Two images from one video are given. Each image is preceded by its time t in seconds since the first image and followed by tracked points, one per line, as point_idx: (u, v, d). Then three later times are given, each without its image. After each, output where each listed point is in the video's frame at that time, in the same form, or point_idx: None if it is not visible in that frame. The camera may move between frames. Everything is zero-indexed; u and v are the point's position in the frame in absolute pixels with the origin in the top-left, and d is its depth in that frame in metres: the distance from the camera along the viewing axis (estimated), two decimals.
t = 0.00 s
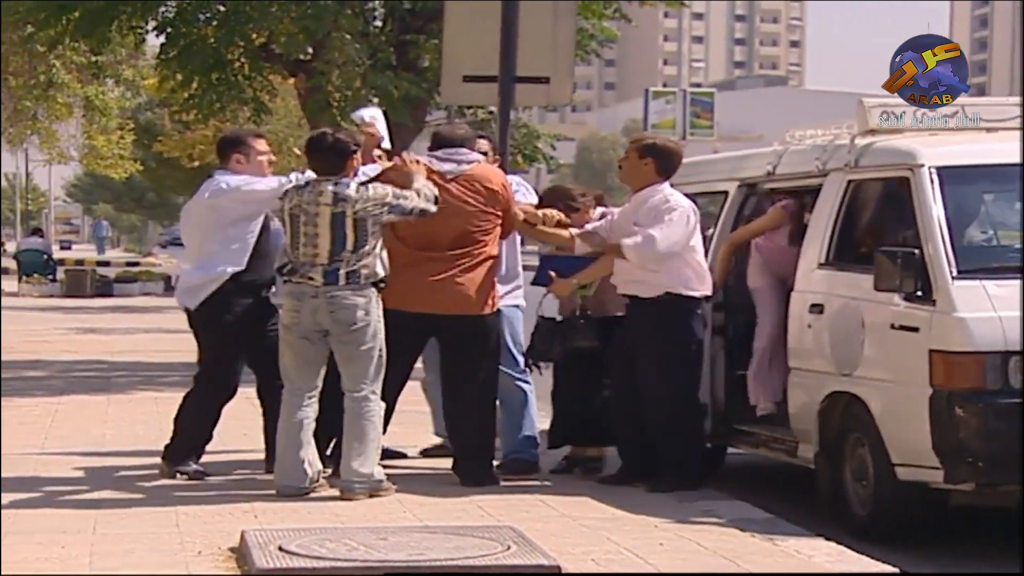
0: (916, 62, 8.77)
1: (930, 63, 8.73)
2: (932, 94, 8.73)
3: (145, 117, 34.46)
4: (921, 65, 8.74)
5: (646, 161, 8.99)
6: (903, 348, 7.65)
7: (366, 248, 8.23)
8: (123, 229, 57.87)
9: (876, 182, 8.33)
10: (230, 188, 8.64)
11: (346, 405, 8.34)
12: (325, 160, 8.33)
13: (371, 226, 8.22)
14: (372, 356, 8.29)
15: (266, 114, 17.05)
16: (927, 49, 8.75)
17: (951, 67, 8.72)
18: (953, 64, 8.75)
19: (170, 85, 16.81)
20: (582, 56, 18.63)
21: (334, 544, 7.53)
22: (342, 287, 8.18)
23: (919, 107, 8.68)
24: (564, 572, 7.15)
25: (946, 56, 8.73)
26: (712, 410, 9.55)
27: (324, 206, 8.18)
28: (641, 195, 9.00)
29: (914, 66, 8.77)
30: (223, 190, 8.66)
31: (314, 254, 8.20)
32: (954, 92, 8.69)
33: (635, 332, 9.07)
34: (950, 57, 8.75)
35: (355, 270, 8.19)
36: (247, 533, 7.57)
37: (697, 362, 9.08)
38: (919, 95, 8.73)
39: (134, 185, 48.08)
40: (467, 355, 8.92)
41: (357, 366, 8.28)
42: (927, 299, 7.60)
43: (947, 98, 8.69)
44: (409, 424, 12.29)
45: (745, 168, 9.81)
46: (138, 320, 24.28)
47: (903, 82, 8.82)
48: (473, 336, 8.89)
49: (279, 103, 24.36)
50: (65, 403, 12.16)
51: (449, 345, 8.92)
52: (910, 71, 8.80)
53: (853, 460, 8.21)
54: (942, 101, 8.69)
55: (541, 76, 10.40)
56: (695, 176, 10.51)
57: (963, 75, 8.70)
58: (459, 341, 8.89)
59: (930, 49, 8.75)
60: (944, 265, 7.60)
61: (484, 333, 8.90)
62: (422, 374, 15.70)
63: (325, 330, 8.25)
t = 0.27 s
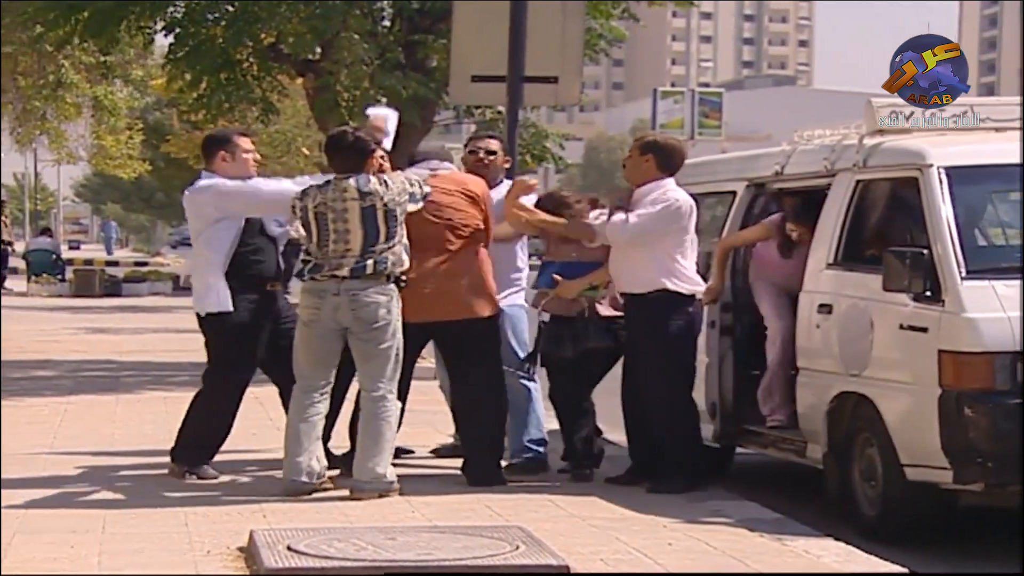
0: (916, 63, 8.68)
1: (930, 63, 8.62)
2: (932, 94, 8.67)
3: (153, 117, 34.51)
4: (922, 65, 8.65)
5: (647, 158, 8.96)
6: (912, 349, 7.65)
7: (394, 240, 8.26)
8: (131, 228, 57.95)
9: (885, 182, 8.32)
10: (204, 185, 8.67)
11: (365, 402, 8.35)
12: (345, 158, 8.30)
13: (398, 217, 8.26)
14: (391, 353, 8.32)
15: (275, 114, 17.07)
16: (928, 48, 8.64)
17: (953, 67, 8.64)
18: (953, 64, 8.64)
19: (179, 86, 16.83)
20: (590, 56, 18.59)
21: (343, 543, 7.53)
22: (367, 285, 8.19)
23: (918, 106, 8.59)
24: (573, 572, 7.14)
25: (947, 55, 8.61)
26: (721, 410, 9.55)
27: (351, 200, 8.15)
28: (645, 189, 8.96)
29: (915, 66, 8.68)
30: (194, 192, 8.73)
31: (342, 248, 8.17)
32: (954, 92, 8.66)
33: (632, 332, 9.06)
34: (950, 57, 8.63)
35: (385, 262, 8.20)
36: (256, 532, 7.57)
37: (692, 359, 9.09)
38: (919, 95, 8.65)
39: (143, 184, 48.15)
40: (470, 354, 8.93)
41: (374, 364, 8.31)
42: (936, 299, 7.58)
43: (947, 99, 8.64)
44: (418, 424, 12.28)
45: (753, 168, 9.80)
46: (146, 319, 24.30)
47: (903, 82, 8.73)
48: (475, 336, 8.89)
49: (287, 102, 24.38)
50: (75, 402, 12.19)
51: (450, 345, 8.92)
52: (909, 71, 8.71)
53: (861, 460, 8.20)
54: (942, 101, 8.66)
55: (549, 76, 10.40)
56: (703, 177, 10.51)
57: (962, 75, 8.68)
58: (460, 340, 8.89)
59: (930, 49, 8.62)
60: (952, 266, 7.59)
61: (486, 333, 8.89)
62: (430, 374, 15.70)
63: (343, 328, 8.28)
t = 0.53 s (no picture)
0: (916, 62, 8.82)
1: (931, 63, 8.78)
2: (932, 94, 8.80)
3: (162, 117, 34.53)
4: (922, 65, 8.79)
5: (669, 158, 8.98)
6: (922, 349, 7.63)
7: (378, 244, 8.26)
8: (140, 228, 57.98)
9: (895, 181, 8.31)
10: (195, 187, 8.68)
11: (366, 405, 8.32)
12: (321, 160, 8.31)
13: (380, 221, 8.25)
14: (387, 353, 8.32)
15: (284, 114, 17.07)
16: (929, 49, 8.79)
17: (953, 67, 8.81)
18: (954, 64, 8.82)
19: (189, 85, 16.83)
20: (598, 56, 18.57)
21: (352, 543, 7.54)
22: (359, 289, 8.20)
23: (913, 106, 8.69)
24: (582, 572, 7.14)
25: (947, 55, 8.78)
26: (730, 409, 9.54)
27: (332, 206, 8.15)
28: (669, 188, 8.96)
29: (915, 66, 8.81)
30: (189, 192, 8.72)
31: (330, 254, 8.17)
32: (954, 92, 8.78)
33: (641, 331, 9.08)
34: (950, 57, 8.80)
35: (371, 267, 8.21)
36: (266, 532, 7.58)
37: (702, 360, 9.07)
38: (919, 94, 8.79)
39: (152, 183, 48.18)
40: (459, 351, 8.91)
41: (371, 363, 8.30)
42: (946, 299, 7.57)
43: (947, 98, 8.76)
44: (427, 424, 12.28)
45: (763, 168, 9.78)
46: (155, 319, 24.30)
47: (903, 82, 8.85)
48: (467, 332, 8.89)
49: (296, 102, 24.37)
50: (85, 402, 12.20)
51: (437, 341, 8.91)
52: (910, 71, 8.84)
53: (871, 460, 8.19)
54: (942, 101, 8.77)
55: (558, 76, 10.39)
56: (713, 176, 10.50)
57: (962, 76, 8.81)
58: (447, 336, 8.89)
59: (931, 49, 8.78)
60: (962, 266, 7.58)
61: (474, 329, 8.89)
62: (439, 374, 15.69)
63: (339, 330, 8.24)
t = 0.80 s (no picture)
0: (916, 61, 8.53)
1: (930, 62, 8.44)
2: (932, 94, 8.70)
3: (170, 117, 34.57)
4: (922, 65, 8.49)
5: (675, 157, 8.88)
6: (930, 348, 7.63)
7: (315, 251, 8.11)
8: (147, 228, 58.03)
9: (902, 180, 8.31)
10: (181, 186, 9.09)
11: (327, 403, 8.20)
12: (254, 163, 8.22)
13: (314, 228, 8.11)
14: (338, 352, 8.19)
15: (291, 113, 17.09)
16: (928, 48, 8.42)
17: (952, 67, 8.54)
18: (953, 63, 8.48)
19: (196, 85, 16.86)
20: (605, 55, 18.59)
21: (360, 542, 7.54)
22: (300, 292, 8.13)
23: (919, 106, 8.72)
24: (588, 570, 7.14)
25: (947, 54, 8.43)
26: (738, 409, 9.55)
27: (266, 209, 8.08)
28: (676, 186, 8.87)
29: (915, 66, 8.54)
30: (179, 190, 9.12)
31: (265, 260, 8.09)
32: (954, 92, 8.69)
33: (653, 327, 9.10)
34: (951, 56, 8.44)
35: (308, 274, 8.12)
36: (273, 531, 7.58)
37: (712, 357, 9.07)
38: (918, 95, 8.73)
39: (159, 183, 48.23)
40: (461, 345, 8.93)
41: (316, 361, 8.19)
42: (953, 298, 7.57)
43: (947, 98, 8.72)
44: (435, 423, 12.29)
45: (770, 167, 9.79)
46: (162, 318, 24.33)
47: (903, 82, 8.66)
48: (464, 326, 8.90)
49: (304, 101, 24.42)
50: (93, 401, 12.21)
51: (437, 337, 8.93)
52: (909, 71, 8.58)
53: (878, 459, 8.19)
54: (942, 101, 8.72)
55: (565, 75, 10.40)
56: (721, 175, 10.50)
57: (962, 74, 8.62)
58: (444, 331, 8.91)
59: (931, 49, 8.41)
60: (969, 265, 7.57)
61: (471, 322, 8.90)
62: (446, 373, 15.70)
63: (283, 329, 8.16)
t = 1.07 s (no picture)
0: (916, 62, 8.97)
1: (931, 62, 8.94)
2: (932, 93, 8.82)
3: (170, 116, 34.54)
4: (922, 65, 8.93)
5: (669, 156, 9.02)
6: (931, 347, 7.63)
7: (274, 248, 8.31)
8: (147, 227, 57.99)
9: (903, 179, 8.30)
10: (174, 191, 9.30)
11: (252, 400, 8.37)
12: (227, 160, 8.46)
13: (275, 227, 8.32)
14: (287, 356, 8.41)
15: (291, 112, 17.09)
16: (928, 50, 8.97)
17: (952, 68, 8.96)
18: (953, 64, 8.97)
19: (197, 84, 16.85)
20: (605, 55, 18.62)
21: (361, 541, 7.53)
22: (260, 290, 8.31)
23: (918, 106, 8.71)
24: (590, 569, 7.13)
25: (947, 56, 8.95)
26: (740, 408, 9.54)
27: (233, 206, 8.31)
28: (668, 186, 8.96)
29: (914, 66, 8.94)
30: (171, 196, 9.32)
31: (229, 256, 8.30)
32: (953, 93, 8.79)
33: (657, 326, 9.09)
34: (950, 57, 8.97)
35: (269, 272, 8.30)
36: (274, 530, 7.57)
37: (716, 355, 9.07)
38: (918, 94, 8.81)
39: (159, 183, 48.20)
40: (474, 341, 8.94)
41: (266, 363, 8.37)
42: (954, 297, 7.57)
43: (946, 98, 8.73)
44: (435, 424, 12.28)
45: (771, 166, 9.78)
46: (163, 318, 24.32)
47: (903, 82, 8.89)
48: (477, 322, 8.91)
49: (304, 100, 24.40)
50: (93, 401, 12.20)
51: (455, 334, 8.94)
52: (910, 71, 8.97)
53: (880, 458, 8.18)
54: (941, 101, 8.74)
55: (566, 75, 10.40)
56: (721, 174, 10.50)
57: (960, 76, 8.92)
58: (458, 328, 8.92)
59: (931, 50, 8.96)
60: (970, 264, 7.57)
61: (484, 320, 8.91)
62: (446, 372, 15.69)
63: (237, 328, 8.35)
